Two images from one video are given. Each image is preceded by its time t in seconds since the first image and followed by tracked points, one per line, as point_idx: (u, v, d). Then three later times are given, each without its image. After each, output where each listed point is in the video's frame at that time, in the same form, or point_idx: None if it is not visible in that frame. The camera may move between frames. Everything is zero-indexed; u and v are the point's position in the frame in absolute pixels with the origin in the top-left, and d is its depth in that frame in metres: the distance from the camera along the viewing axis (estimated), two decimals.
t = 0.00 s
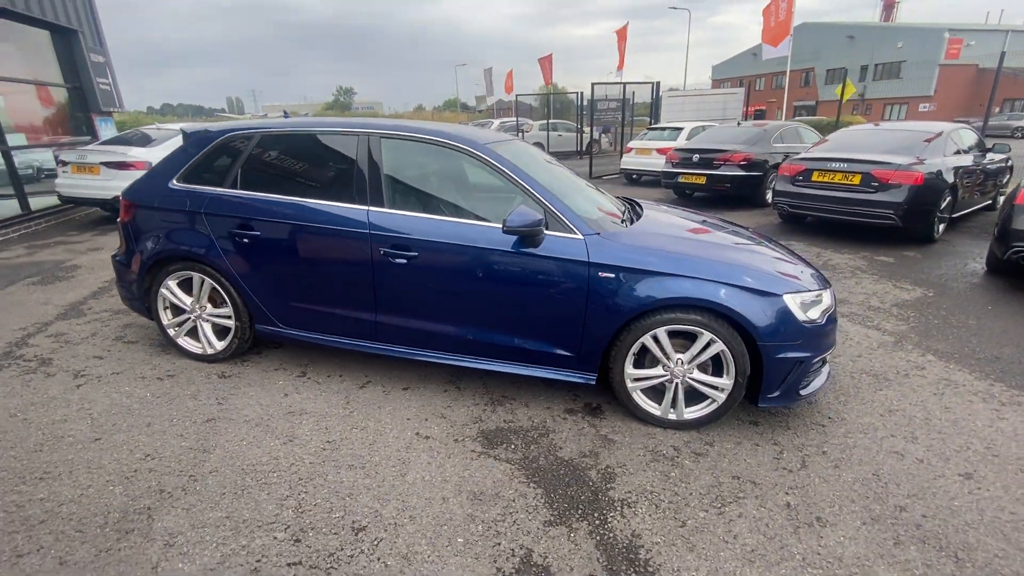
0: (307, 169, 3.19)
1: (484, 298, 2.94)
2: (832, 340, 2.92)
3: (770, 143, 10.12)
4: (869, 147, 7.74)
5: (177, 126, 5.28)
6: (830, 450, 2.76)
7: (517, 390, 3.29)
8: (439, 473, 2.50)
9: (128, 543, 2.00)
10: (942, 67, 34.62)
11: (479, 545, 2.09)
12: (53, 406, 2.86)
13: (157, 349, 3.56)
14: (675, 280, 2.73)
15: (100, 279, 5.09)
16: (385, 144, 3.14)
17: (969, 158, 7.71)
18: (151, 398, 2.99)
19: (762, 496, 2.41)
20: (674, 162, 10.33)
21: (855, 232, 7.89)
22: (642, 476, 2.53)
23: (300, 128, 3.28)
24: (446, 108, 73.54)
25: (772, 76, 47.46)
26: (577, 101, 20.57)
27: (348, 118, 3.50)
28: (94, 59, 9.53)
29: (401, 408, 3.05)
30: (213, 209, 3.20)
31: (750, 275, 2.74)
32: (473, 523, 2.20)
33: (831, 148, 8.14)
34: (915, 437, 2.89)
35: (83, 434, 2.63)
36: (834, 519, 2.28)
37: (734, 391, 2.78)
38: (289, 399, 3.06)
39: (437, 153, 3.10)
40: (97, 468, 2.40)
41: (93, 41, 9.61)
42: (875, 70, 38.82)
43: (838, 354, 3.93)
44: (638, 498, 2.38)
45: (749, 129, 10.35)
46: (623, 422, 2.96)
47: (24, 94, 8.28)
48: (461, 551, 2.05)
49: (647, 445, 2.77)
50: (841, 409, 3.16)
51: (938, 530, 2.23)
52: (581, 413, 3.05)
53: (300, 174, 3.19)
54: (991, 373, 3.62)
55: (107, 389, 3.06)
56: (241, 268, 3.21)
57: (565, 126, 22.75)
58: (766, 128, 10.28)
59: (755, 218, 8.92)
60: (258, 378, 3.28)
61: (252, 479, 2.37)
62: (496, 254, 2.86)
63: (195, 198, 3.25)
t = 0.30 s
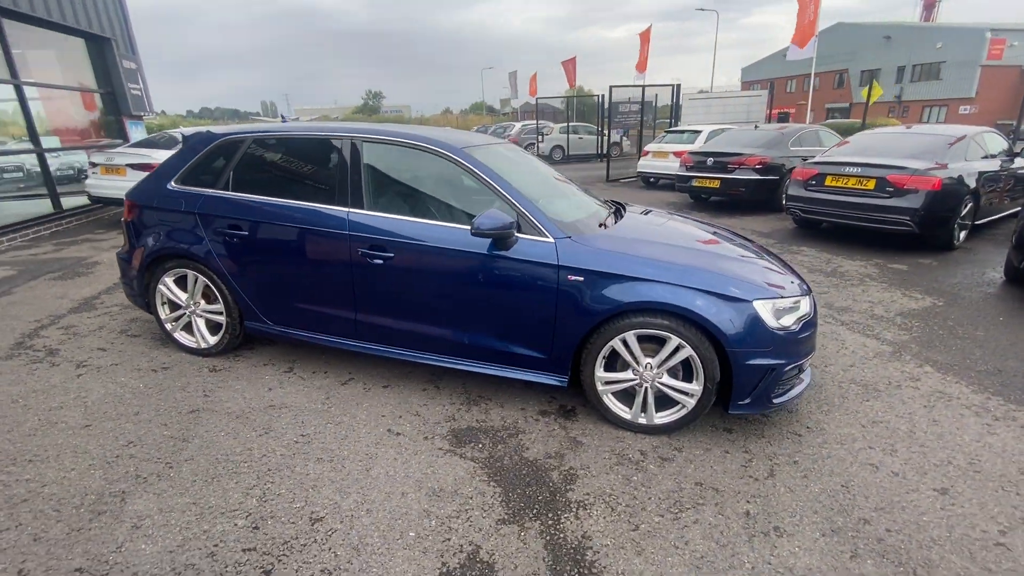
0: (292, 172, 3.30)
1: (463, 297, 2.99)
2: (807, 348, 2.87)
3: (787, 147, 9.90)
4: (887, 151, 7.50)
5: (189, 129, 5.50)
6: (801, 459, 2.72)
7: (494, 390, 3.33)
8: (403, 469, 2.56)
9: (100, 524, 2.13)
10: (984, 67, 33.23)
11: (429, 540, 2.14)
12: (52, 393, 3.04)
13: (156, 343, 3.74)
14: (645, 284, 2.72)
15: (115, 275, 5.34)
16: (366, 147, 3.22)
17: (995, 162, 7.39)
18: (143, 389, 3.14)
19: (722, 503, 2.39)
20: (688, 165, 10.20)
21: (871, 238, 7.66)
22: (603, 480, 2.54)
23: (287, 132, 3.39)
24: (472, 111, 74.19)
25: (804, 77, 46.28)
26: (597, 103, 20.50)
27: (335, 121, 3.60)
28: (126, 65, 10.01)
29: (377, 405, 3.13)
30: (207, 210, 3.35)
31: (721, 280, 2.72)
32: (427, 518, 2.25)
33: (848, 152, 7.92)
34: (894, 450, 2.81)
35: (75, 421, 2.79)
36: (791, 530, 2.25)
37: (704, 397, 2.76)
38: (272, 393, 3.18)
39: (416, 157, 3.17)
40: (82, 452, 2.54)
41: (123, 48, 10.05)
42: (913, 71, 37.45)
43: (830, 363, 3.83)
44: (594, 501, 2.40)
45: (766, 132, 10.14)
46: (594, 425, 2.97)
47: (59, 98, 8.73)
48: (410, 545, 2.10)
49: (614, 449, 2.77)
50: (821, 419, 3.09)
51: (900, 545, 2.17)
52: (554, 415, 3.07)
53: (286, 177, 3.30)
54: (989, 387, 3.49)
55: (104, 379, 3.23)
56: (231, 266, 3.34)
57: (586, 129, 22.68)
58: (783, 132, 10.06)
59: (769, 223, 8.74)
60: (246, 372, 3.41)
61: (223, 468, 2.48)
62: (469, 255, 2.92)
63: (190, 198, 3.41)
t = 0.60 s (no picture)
0: (277, 170, 3.38)
1: (438, 295, 3.00)
2: (787, 353, 2.77)
3: (807, 148, 9.61)
4: (908, 151, 7.20)
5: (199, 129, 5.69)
6: (776, 468, 2.61)
7: (470, 389, 3.31)
8: (365, 464, 2.57)
9: (65, 507, 2.20)
10: None
11: (378, 535, 2.14)
12: (45, 381, 3.17)
13: (151, 335, 3.86)
14: (614, 284, 2.68)
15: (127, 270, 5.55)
16: (346, 145, 3.27)
17: None
18: (130, 379, 3.24)
19: (684, 510, 2.32)
20: (704, 167, 10.00)
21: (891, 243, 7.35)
22: (565, 482, 2.49)
23: (273, 130, 3.48)
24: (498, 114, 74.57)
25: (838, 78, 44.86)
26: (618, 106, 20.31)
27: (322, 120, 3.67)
28: (154, 69, 10.43)
29: (352, 400, 3.15)
30: (197, 206, 3.45)
31: (694, 280, 2.65)
32: (379, 514, 2.25)
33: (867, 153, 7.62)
34: (878, 462, 2.67)
35: (60, 408, 2.90)
36: (752, 541, 2.16)
37: (675, 401, 2.68)
38: (251, 386, 3.24)
39: (394, 155, 3.21)
40: (61, 438, 2.64)
41: (151, 53, 10.46)
42: (955, 71, 35.89)
43: (825, 370, 3.69)
44: (552, 503, 2.35)
45: (786, 133, 9.87)
46: (566, 427, 2.92)
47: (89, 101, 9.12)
48: (358, 540, 2.10)
49: (582, 451, 2.72)
50: (805, 427, 2.97)
51: (866, 562, 2.06)
52: (527, 416, 3.04)
53: (270, 174, 3.39)
54: (994, 399, 3.29)
55: (95, 369, 3.35)
56: (218, 261, 3.43)
57: (607, 131, 22.49)
58: (803, 133, 9.77)
59: (785, 226, 8.49)
60: (230, 365, 3.48)
61: (191, 458, 2.54)
62: (441, 252, 2.93)
63: (180, 195, 3.52)
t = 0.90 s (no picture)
0: (268, 173, 3.52)
1: (422, 301, 3.03)
2: (759, 363, 2.71)
3: (828, 152, 9.33)
4: (929, 156, 6.91)
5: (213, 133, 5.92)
6: (744, 480, 2.56)
7: (449, 391, 3.36)
8: (333, 460, 2.64)
9: (47, 490, 2.33)
10: None
11: (332, 530, 2.19)
12: (50, 371, 3.37)
13: (154, 330, 4.04)
14: (581, 289, 2.67)
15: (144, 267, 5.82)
16: (331, 150, 3.38)
17: None
18: (127, 372, 3.41)
19: (640, 519, 2.29)
20: (720, 171, 9.82)
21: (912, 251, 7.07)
22: (526, 486, 2.51)
23: (266, 136, 3.62)
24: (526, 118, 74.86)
25: (877, 79, 43.31)
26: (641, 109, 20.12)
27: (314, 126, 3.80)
28: (183, 76, 10.91)
29: (333, 398, 3.23)
30: (194, 207, 3.61)
31: (661, 286, 2.63)
32: (337, 510, 2.31)
33: (886, 158, 7.36)
34: (853, 478, 2.59)
35: (59, 397, 3.07)
36: (705, 552, 2.13)
37: (643, 409, 2.66)
38: (239, 382, 3.36)
39: (376, 159, 3.30)
40: (54, 425, 2.80)
41: (180, 59, 10.89)
42: (1004, 72, 34.17)
43: (815, 381, 3.59)
44: (509, 506, 2.37)
45: (806, 137, 9.60)
46: (536, 431, 2.94)
47: (122, 106, 9.56)
48: (312, 534, 2.17)
49: (548, 456, 2.73)
50: (782, 439, 2.90)
51: None
52: (500, 419, 3.06)
53: (261, 178, 3.52)
54: (993, 417, 3.14)
55: (98, 361, 3.53)
56: (211, 261, 3.57)
57: (630, 135, 22.30)
58: (824, 137, 9.49)
59: (801, 232, 8.26)
60: (222, 361, 3.62)
61: (169, 448, 2.65)
62: (417, 255, 2.98)
63: (179, 197, 3.69)
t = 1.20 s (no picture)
0: (261, 168, 3.68)
1: (401, 294, 3.12)
2: (725, 362, 2.70)
3: (848, 155, 9.07)
4: (950, 158, 6.66)
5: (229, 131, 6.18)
6: (704, 478, 2.55)
7: (427, 382, 3.44)
8: (305, 443, 2.75)
9: (38, 458, 2.51)
10: None
11: (292, 507, 2.29)
12: (58, 352, 3.59)
13: (159, 317, 4.25)
14: (545, 283, 2.72)
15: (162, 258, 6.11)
16: (319, 146, 3.52)
17: None
18: (128, 355, 3.61)
19: (591, 510, 2.32)
20: (736, 173, 9.66)
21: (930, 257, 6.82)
22: (485, 474, 2.56)
23: (261, 132, 3.79)
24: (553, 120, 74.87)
25: (919, 81, 41.67)
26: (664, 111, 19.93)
27: (308, 123, 3.96)
28: (212, 77, 11.37)
29: (315, 385, 3.36)
30: (195, 200, 3.81)
31: (625, 282, 2.65)
32: (300, 488, 2.41)
33: (906, 160, 7.12)
34: (817, 480, 2.55)
35: (62, 375, 3.28)
36: (649, 545, 2.14)
37: (606, 403, 2.69)
38: (229, 367, 3.52)
39: (360, 155, 3.42)
40: (54, 400, 3.00)
41: (209, 61, 11.34)
42: None
43: (799, 384, 3.53)
44: (465, 492, 2.43)
45: (826, 139, 9.36)
46: (505, 422, 2.99)
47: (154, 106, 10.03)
48: (272, 510, 2.27)
49: (512, 447, 2.78)
50: (752, 439, 2.87)
51: None
52: (473, 410, 3.12)
53: (256, 173, 3.69)
54: (980, 426, 3.04)
55: (103, 344, 3.75)
56: (209, 251, 3.76)
57: (654, 137, 22.09)
58: (845, 139, 9.24)
59: (816, 236, 8.06)
60: (218, 347, 3.79)
61: (155, 426, 2.81)
62: (394, 248, 3.08)
63: (182, 189, 3.90)
